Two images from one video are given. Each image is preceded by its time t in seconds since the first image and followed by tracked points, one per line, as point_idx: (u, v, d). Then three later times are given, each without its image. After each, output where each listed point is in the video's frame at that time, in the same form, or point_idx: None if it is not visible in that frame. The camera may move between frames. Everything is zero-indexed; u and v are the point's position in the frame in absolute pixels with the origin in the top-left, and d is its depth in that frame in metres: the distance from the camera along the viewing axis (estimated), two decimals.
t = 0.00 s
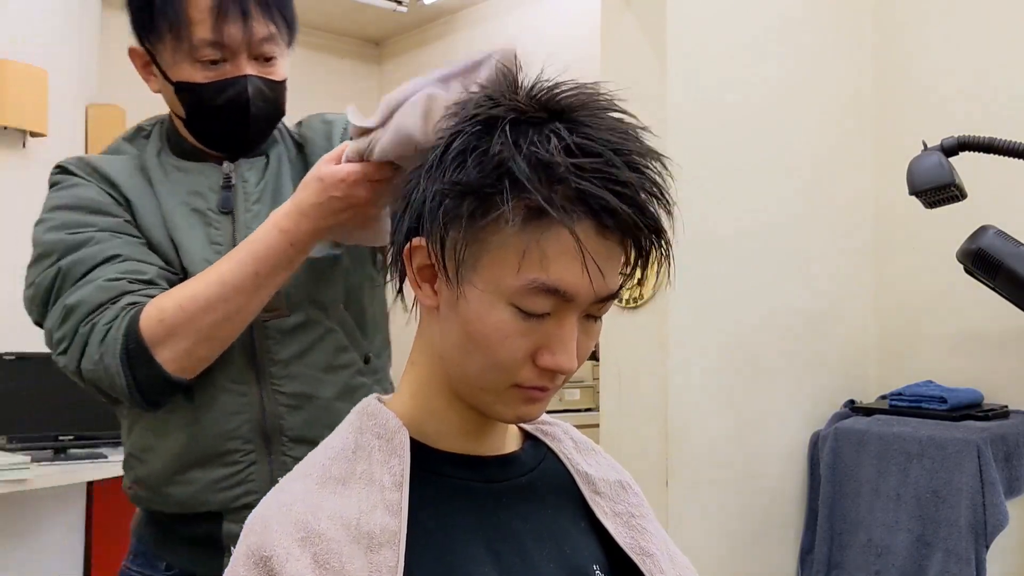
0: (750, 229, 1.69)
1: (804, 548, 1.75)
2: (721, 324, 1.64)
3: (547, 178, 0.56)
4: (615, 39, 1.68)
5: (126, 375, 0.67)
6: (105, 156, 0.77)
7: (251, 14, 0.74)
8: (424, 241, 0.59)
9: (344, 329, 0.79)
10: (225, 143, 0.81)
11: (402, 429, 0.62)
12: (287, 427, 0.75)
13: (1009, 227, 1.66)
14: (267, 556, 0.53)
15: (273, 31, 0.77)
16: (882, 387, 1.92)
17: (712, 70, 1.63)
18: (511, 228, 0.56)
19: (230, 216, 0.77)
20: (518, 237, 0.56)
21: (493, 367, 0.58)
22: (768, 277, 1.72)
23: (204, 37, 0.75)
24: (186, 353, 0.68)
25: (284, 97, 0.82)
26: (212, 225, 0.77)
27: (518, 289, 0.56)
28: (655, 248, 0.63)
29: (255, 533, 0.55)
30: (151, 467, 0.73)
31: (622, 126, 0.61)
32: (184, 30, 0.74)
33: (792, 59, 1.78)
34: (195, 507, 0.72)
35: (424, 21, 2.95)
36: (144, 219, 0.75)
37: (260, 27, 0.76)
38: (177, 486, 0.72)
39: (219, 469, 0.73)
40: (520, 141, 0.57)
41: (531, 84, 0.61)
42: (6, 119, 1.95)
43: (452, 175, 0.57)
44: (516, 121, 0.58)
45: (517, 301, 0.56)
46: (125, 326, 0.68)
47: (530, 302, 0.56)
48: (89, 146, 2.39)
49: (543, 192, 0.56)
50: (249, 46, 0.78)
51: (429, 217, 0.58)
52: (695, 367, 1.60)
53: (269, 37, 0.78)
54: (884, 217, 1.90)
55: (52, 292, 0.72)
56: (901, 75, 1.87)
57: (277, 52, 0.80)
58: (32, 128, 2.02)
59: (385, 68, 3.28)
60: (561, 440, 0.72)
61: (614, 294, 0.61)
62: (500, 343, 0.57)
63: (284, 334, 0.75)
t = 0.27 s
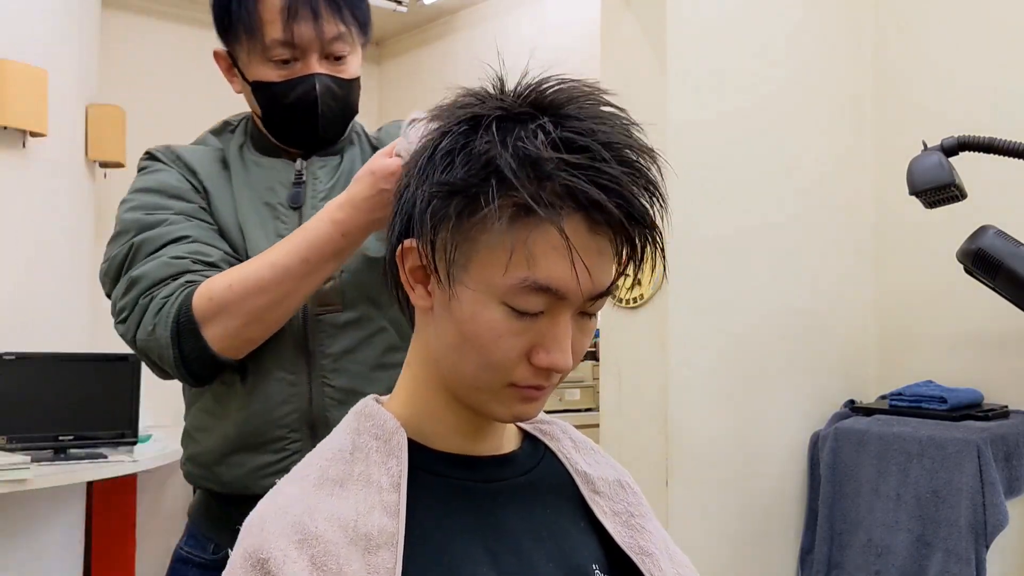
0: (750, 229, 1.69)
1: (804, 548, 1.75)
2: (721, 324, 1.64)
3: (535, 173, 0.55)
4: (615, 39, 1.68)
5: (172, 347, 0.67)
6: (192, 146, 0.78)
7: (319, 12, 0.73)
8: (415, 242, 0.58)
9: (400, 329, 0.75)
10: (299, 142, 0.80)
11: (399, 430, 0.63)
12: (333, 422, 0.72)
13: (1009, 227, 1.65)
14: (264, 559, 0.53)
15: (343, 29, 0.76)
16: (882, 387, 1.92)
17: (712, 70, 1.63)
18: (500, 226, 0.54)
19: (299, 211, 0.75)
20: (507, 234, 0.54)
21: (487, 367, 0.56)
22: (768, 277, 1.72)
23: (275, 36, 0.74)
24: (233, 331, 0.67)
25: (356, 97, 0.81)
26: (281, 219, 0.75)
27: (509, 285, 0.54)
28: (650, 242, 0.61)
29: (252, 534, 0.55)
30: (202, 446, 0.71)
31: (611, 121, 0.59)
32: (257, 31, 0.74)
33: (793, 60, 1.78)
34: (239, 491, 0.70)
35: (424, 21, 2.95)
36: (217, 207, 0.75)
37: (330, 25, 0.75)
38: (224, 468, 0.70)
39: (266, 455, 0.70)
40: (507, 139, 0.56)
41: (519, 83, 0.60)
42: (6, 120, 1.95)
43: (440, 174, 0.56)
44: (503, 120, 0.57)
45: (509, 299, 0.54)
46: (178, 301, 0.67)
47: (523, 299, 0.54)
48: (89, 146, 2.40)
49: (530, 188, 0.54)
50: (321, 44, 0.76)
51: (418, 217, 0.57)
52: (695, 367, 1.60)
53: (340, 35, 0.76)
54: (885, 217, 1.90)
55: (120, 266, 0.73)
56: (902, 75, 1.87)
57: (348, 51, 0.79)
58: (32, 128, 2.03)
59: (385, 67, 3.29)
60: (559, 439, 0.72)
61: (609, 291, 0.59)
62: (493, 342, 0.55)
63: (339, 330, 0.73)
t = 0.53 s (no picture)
0: (750, 229, 1.69)
1: (803, 548, 1.74)
2: (721, 324, 1.64)
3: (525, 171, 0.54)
4: (615, 40, 1.68)
5: (192, 329, 0.67)
6: (224, 136, 0.78)
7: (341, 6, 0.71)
8: (407, 244, 0.58)
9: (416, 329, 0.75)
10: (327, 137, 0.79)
11: (396, 432, 0.63)
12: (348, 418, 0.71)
13: (1009, 227, 1.65)
14: (260, 562, 0.53)
15: (367, 20, 0.74)
16: (882, 388, 1.92)
17: (712, 70, 1.63)
18: (491, 227, 0.54)
19: (326, 209, 0.75)
20: (499, 235, 0.54)
21: (483, 368, 0.56)
22: (768, 277, 1.72)
23: (300, 30, 0.73)
24: (255, 316, 0.66)
25: (384, 89, 0.79)
26: (308, 214, 0.75)
27: (502, 286, 0.54)
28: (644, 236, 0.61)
29: (248, 536, 0.55)
30: (220, 431, 0.71)
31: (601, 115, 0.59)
32: (284, 25, 0.73)
33: (793, 60, 1.78)
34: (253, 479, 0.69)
35: (424, 21, 2.95)
36: (244, 198, 0.75)
37: (353, 17, 0.73)
38: (239, 457, 0.70)
39: (283, 446, 0.70)
40: (494, 138, 0.55)
41: (504, 81, 0.59)
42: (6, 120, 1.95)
43: (429, 177, 0.56)
44: (489, 119, 0.57)
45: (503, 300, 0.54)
46: (201, 285, 0.67)
47: (516, 299, 0.54)
48: (89, 146, 2.41)
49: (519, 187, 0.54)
50: (346, 37, 0.75)
51: (409, 221, 0.57)
52: (695, 367, 1.60)
53: (365, 27, 0.75)
54: (885, 216, 1.90)
55: (144, 246, 0.72)
56: (902, 75, 1.87)
57: (375, 42, 0.77)
58: (32, 128, 2.02)
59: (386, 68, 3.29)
60: (557, 438, 0.72)
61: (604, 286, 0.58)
62: (488, 343, 0.55)
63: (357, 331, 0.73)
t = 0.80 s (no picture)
0: (750, 228, 1.69)
1: (803, 548, 1.74)
2: (721, 324, 1.64)
3: (516, 170, 0.54)
4: (616, 40, 1.68)
5: (187, 338, 0.66)
6: (213, 139, 0.78)
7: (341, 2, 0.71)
8: (401, 244, 0.58)
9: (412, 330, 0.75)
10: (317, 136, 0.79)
11: (396, 431, 0.63)
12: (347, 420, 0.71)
13: (1009, 227, 1.65)
14: (261, 560, 0.53)
15: (365, 19, 0.75)
16: (882, 388, 1.92)
17: (712, 69, 1.63)
18: (485, 226, 0.54)
19: (318, 210, 0.75)
20: (492, 233, 0.54)
21: (480, 366, 0.56)
22: (768, 277, 1.72)
23: (296, 26, 0.73)
24: (252, 320, 0.66)
25: (376, 89, 0.80)
26: (301, 216, 0.75)
27: (497, 283, 0.54)
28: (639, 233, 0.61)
29: (249, 535, 0.55)
30: (218, 438, 0.71)
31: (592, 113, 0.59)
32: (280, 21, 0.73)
33: (793, 60, 1.78)
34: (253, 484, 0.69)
35: (424, 22, 2.96)
36: (235, 202, 0.75)
37: (351, 15, 0.74)
38: (239, 463, 0.69)
39: (281, 450, 0.69)
40: (485, 139, 0.55)
41: (497, 78, 0.59)
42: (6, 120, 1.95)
43: (422, 177, 0.56)
44: (481, 119, 0.57)
45: (498, 297, 0.54)
46: (194, 293, 0.67)
47: (511, 297, 0.54)
48: (89, 146, 2.41)
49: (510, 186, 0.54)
50: (342, 35, 0.76)
51: (403, 221, 0.57)
52: (695, 367, 1.60)
53: (361, 25, 0.75)
54: (884, 217, 1.90)
55: (136, 255, 0.72)
56: (902, 75, 1.87)
57: (369, 41, 0.78)
58: (32, 128, 2.02)
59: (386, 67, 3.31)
60: (557, 438, 0.72)
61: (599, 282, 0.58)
62: (484, 341, 0.54)
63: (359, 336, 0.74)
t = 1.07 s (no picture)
0: (750, 228, 1.69)
1: (803, 548, 1.74)
2: (721, 323, 1.64)
3: (513, 167, 0.54)
4: (615, 40, 1.68)
5: (198, 332, 0.66)
6: (231, 134, 0.78)
7: None
8: (401, 244, 0.57)
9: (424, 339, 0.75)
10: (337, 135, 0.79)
11: (396, 431, 0.63)
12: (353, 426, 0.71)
13: (1009, 228, 1.65)
14: (261, 561, 0.53)
15: (387, 16, 0.75)
16: (882, 388, 1.92)
17: (713, 70, 1.63)
18: (483, 224, 0.54)
19: (337, 212, 0.75)
20: (490, 231, 0.54)
21: (480, 365, 0.55)
22: (768, 277, 1.72)
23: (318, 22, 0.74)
24: (261, 319, 0.66)
25: (398, 87, 0.80)
26: (319, 217, 0.75)
27: (496, 280, 0.54)
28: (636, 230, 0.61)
29: (249, 536, 0.55)
30: (225, 437, 0.71)
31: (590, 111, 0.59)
32: (302, 17, 0.74)
33: (793, 60, 1.78)
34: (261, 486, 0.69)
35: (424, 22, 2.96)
36: (251, 198, 0.75)
37: (372, 12, 0.74)
38: (242, 463, 0.70)
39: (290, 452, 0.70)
40: (482, 136, 0.55)
41: (492, 77, 0.59)
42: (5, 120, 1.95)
43: (420, 175, 0.56)
44: (477, 117, 0.56)
45: (497, 294, 0.54)
46: (207, 287, 0.66)
47: (510, 294, 0.54)
48: (89, 146, 2.40)
49: (508, 182, 0.54)
50: (363, 32, 0.76)
51: (402, 220, 0.57)
52: (695, 367, 1.60)
53: (382, 22, 0.76)
54: (884, 217, 1.90)
55: (149, 246, 0.72)
56: (902, 75, 1.87)
57: (391, 39, 0.78)
58: (32, 129, 2.02)
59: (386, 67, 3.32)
60: (557, 438, 0.72)
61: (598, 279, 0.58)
62: (484, 339, 0.54)
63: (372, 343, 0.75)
